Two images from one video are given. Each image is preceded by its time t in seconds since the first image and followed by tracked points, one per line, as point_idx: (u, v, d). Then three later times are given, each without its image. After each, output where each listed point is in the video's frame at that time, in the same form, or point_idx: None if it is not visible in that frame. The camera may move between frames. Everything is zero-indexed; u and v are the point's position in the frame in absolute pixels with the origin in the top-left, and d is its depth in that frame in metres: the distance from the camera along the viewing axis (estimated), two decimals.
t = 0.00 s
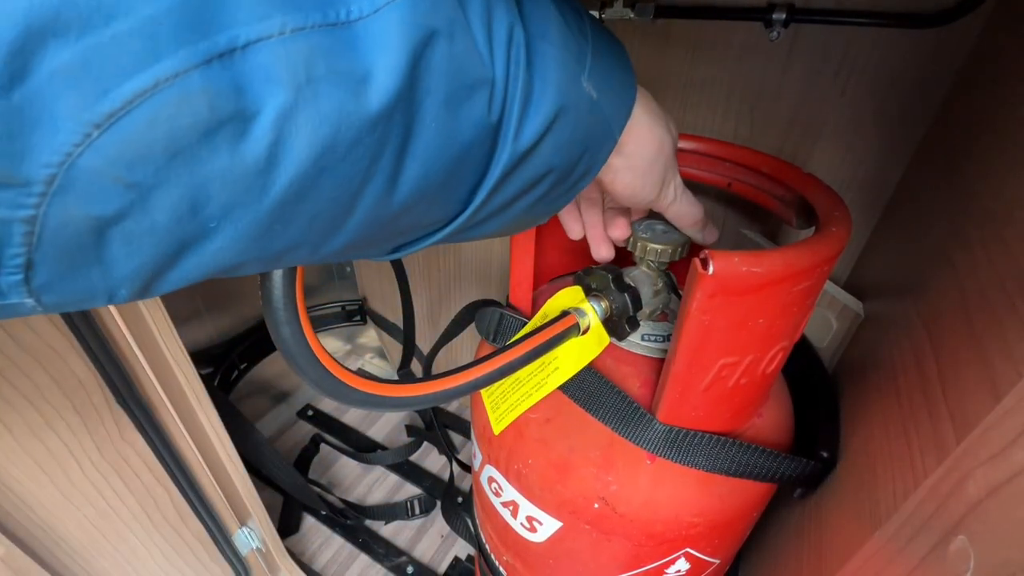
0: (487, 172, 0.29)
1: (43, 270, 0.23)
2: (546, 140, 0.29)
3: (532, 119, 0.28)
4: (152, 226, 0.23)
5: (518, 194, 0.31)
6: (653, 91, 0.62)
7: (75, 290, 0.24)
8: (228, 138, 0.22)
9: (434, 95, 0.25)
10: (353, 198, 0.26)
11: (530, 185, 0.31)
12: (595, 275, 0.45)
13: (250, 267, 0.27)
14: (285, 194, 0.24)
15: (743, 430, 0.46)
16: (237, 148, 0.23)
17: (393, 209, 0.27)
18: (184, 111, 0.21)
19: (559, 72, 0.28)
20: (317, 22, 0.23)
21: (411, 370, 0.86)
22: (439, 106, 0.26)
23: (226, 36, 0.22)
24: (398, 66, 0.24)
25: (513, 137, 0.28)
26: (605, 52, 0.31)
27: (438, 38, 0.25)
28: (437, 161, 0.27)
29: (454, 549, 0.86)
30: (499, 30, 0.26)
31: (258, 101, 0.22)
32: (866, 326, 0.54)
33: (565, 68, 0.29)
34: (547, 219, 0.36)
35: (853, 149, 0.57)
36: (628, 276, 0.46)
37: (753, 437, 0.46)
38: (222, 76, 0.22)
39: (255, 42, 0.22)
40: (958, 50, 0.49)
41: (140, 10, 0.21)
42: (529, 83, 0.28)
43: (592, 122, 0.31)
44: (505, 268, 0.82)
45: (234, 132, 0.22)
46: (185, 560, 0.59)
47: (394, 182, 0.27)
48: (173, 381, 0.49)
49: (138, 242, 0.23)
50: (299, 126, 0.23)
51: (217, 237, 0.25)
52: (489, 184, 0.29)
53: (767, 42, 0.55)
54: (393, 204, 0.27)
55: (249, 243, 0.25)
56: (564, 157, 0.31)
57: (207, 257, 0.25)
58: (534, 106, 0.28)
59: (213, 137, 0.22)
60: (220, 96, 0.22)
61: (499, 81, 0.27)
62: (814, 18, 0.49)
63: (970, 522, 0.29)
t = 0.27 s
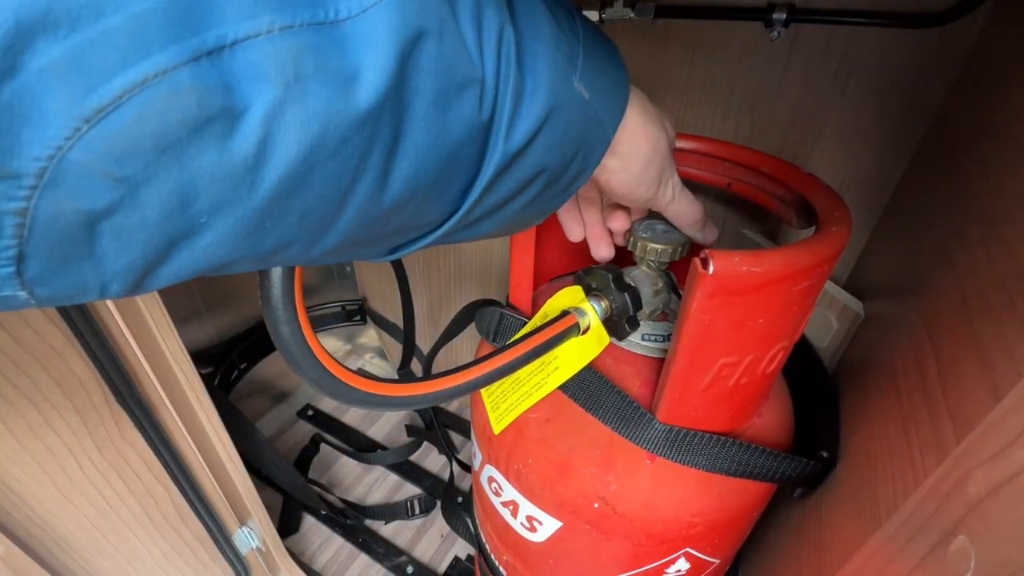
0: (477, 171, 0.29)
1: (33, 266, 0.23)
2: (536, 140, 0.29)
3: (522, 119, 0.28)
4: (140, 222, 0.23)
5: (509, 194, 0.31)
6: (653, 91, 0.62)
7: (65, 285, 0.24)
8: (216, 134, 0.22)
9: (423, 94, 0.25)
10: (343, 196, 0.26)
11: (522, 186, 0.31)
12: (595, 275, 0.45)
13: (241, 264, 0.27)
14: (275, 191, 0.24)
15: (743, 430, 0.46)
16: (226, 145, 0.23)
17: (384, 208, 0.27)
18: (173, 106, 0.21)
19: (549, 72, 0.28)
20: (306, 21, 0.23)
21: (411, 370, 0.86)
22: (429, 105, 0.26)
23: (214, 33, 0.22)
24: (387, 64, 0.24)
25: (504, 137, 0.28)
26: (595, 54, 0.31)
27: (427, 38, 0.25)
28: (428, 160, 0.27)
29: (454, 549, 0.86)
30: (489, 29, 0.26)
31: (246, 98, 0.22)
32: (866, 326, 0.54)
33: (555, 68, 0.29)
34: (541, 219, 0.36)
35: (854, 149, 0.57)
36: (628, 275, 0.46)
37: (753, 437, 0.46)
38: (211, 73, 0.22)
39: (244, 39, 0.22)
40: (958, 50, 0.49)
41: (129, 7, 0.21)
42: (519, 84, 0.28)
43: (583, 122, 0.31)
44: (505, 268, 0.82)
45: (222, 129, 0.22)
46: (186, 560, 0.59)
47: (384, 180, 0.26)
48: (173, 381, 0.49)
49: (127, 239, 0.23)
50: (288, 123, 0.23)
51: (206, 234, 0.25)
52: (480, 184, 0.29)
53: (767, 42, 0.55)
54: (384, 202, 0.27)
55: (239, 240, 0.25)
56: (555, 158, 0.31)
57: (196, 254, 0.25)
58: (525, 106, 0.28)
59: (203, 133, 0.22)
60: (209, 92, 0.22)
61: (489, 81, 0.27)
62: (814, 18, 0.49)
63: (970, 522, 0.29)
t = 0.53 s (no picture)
0: (480, 167, 0.29)
1: (41, 256, 0.23)
2: (539, 136, 0.29)
3: (526, 115, 0.28)
4: (150, 212, 0.23)
5: (511, 190, 0.31)
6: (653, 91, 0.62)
7: (72, 277, 0.24)
8: (225, 126, 0.22)
9: (428, 89, 0.25)
10: (349, 190, 0.26)
11: (524, 182, 0.31)
12: (595, 275, 0.45)
13: (246, 259, 0.27)
14: (282, 184, 0.24)
15: (743, 431, 0.46)
16: (235, 136, 0.23)
17: (389, 203, 0.27)
18: (183, 97, 0.21)
19: (552, 68, 0.29)
20: (313, 15, 0.23)
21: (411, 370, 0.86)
22: (434, 100, 0.26)
23: (224, 25, 0.22)
24: (394, 58, 0.24)
25: (508, 133, 0.28)
26: (594, 51, 0.31)
27: (432, 32, 0.25)
28: (432, 154, 0.27)
29: (454, 549, 0.86)
30: (493, 25, 0.27)
31: (254, 91, 0.22)
32: (866, 326, 0.54)
33: (558, 65, 0.29)
34: (537, 219, 0.36)
35: (854, 149, 0.57)
36: (629, 276, 0.46)
37: (753, 437, 0.46)
38: (221, 64, 0.22)
39: (253, 32, 0.22)
40: (958, 50, 0.49)
41: None
42: (522, 79, 0.28)
43: (584, 119, 0.31)
44: (505, 268, 0.82)
45: (231, 120, 0.22)
46: (186, 560, 0.59)
47: (389, 174, 0.26)
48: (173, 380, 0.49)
49: (136, 230, 0.23)
50: (295, 116, 0.23)
51: (213, 226, 0.25)
52: (483, 179, 0.29)
53: (767, 42, 0.55)
54: (389, 196, 0.27)
55: (246, 233, 0.25)
56: (557, 154, 0.31)
57: (203, 246, 0.25)
58: (528, 102, 0.28)
59: (211, 124, 0.22)
60: (218, 84, 0.22)
61: (492, 77, 0.27)
62: (815, 18, 0.49)
63: (971, 522, 0.29)
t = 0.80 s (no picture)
0: (478, 170, 0.29)
1: (40, 259, 0.23)
2: (538, 139, 0.29)
3: (525, 117, 0.28)
4: (147, 216, 0.23)
5: (511, 193, 0.31)
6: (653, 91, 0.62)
7: (71, 280, 0.24)
8: (223, 129, 0.22)
9: (427, 92, 0.25)
10: (347, 193, 0.26)
11: (523, 185, 0.31)
12: (595, 275, 0.45)
13: (245, 261, 0.27)
14: (280, 187, 0.24)
15: (743, 431, 0.46)
16: (233, 139, 0.23)
17: (387, 205, 0.27)
18: (181, 101, 0.21)
19: (551, 72, 0.29)
20: (311, 18, 0.23)
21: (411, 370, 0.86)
22: (432, 103, 0.26)
23: (222, 29, 0.22)
24: (392, 62, 0.24)
25: (507, 135, 0.28)
26: (593, 53, 0.31)
27: (430, 36, 0.25)
28: (431, 158, 0.27)
29: (454, 549, 0.86)
30: (491, 29, 0.26)
31: (252, 94, 0.22)
32: (866, 327, 0.54)
33: (556, 68, 0.29)
34: (540, 220, 0.36)
35: (854, 150, 0.57)
36: (629, 276, 0.46)
37: (753, 437, 0.46)
38: (219, 68, 0.22)
39: (251, 36, 0.22)
40: (958, 51, 0.49)
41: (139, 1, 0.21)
42: (520, 83, 0.28)
43: (583, 122, 0.31)
44: (505, 268, 0.82)
45: (230, 123, 0.22)
46: (185, 560, 0.59)
47: (387, 178, 0.26)
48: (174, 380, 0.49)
49: (134, 233, 0.23)
50: (293, 119, 0.23)
51: (212, 229, 0.25)
52: (482, 182, 0.29)
53: (768, 42, 0.55)
54: (388, 200, 0.27)
55: (244, 236, 0.25)
56: (556, 157, 0.31)
57: (202, 249, 0.25)
58: (527, 105, 0.28)
59: (209, 128, 0.22)
60: (216, 88, 0.22)
61: (491, 80, 0.27)
62: (815, 18, 0.49)
63: (971, 523, 0.29)
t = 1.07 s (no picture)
0: (478, 174, 0.29)
1: (37, 262, 0.23)
2: (538, 142, 0.29)
3: (524, 120, 0.28)
4: (144, 219, 0.23)
5: (510, 196, 0.31)
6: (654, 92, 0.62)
7: (68, 282, 0.24)
8: (221, 133, 0.22)
9: (426, 95, 0.25)
10: (346, 197, 0.26)
11: (522, 189, 0.31)
12: (595, 276, 0.45)
13: (243, 264, 0.27)
14: (278, 190, 0.24)
15: (743, 432, 0.46)
16: (231, 142, 0.23)
17: (386, 209, 0.27)
18: (180, 104, 0.21)
19: (550, 75, 0.29)
20: (311, 22, 0.23)
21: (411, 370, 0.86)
22: (431, 106, 0.26)
23: (221, 33, 0.22)
24: (391, 65, 0.24)
25: (506, 138, 0.28)
26: (593, 56, 0.31)
27: (430, 40, 0.25)
28: (430, 161, 0.27)
29: (454, 550, 0.86)
30: (490, 32, 0.27)
31: (251, 97, 0.22)
32: (866, 327, 0.54)
33: (555, 72, 0.29)
34: (541, 221, 0.36)
35: (853, 151, 0.57)
36: (629, 276, 0.46)
37: (753, 438, 0.46)
38: (217, 72, 0.22)
39: (250, 39, 0.22)
40: (958, 52, 0.49)
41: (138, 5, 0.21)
42: (519, 86, 0.28)
43: (582, 126, 0.31)
44: (505, 268, 0.82)
45: (228, 127, 0.22)
46: (185, 561, 0.59)
47: (386, 181, 0.26)
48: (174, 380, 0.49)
49: (132, 235, 0.23)
50: (291, 122, 0.23)
51: (210, 232, 0.25)
52: (481, 186, 0.29)
53: (768, 43, 0.55)
54: (386, 203, 0.27)
55: (242, 239, 0.25)
56: (555, 161, 0.31)
57: (199, 253, 0.25)
58: (526, 108, 0.28)
59: (208, 132, 0.22)
60: (215, 91, 0.22)
61: (490, 83, 0.27)
62: (815, 19, 0.49)
63: (971, 524, 0.29)
